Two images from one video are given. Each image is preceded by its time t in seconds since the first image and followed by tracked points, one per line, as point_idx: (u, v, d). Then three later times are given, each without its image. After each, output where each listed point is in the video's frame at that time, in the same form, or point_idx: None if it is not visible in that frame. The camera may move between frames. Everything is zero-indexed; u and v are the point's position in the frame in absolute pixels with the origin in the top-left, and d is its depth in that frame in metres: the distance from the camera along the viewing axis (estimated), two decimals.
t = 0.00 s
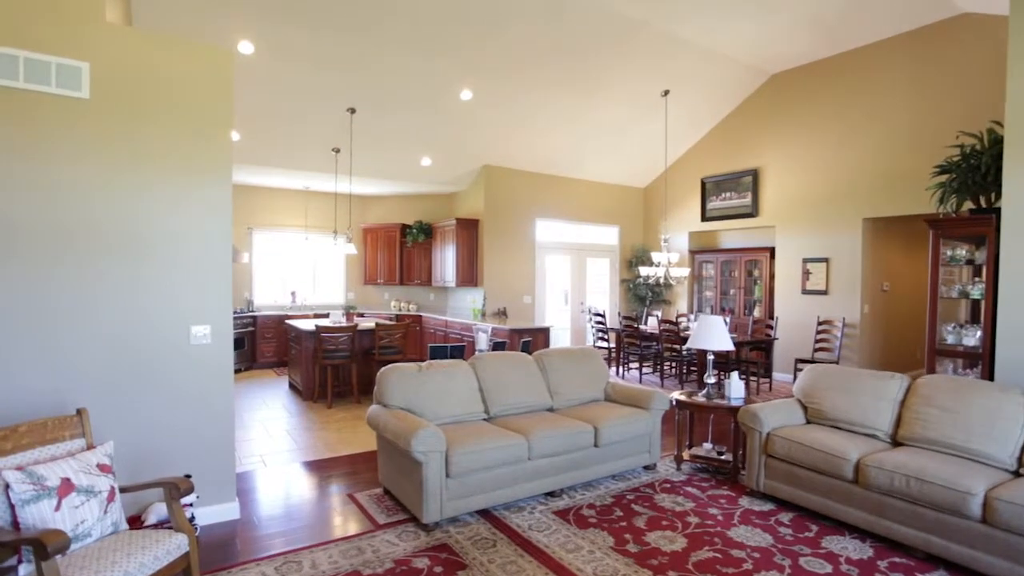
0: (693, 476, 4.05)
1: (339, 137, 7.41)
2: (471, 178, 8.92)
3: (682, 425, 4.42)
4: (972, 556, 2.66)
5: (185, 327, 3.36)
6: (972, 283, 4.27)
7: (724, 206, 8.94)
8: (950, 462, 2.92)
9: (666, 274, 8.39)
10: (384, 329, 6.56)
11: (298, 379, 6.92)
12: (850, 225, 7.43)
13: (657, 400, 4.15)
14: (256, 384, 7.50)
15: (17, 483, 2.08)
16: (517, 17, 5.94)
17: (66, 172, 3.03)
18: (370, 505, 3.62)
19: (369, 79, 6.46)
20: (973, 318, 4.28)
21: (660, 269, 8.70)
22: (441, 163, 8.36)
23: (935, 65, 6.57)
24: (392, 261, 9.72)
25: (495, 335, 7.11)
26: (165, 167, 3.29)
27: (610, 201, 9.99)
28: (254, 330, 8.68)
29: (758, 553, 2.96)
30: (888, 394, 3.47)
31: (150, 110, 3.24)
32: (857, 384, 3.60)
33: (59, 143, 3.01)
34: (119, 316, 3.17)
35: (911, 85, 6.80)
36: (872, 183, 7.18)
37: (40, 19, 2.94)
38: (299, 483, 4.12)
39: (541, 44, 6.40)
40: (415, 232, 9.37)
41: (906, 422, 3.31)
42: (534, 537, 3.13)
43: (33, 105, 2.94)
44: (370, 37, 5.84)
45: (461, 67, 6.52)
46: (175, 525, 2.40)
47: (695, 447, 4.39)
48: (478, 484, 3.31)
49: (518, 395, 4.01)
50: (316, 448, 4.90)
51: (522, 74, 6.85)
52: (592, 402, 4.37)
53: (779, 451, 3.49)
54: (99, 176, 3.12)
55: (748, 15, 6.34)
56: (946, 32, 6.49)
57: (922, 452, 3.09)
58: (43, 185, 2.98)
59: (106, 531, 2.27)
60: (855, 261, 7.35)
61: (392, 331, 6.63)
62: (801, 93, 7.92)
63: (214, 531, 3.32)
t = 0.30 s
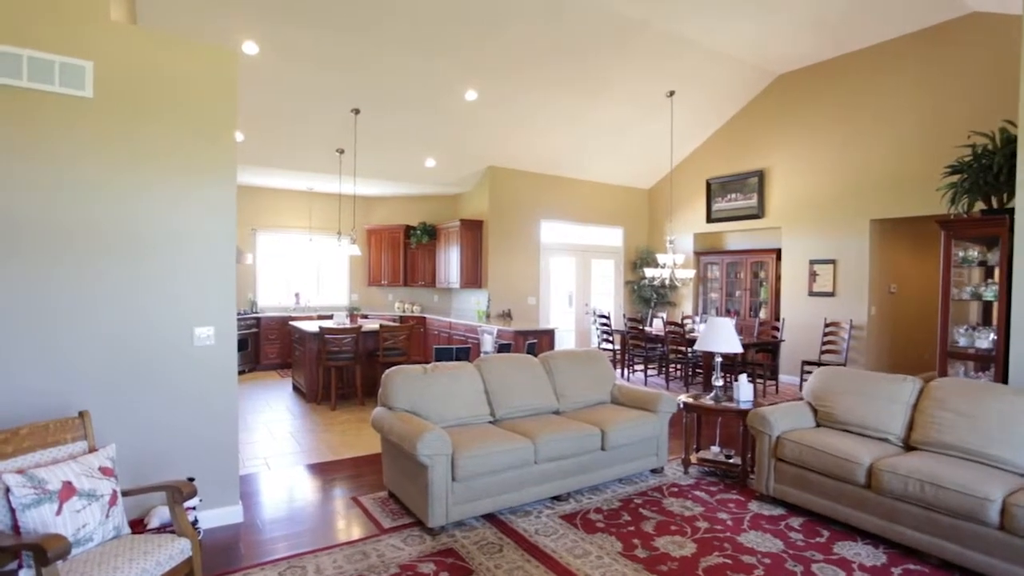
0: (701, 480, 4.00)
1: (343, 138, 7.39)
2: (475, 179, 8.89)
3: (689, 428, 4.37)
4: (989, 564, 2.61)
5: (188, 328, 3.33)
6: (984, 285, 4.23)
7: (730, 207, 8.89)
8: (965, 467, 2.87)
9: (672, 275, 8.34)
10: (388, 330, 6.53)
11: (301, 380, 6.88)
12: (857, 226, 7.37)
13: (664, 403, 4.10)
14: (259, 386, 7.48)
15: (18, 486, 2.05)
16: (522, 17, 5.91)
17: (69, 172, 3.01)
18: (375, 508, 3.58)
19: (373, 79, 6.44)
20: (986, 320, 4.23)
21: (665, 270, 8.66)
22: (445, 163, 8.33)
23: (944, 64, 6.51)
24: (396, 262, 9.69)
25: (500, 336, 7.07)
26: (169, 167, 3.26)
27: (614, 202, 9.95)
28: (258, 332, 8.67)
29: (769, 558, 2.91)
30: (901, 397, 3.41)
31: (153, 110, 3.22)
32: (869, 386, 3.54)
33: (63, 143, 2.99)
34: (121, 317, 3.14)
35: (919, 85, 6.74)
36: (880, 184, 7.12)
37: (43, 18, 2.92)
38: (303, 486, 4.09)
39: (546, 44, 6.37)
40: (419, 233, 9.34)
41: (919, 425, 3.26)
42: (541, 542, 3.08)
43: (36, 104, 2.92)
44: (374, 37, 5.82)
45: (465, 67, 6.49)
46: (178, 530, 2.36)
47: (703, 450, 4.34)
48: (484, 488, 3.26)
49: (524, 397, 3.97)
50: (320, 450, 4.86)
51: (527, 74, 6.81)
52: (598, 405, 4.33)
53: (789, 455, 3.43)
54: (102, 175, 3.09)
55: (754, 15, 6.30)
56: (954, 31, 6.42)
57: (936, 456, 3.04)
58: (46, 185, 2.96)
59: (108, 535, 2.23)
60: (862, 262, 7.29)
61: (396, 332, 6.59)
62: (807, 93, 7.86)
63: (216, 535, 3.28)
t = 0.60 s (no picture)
0: (709, 484, 3.93)
1: (347, 137, 7.35)
2: (480, 179, 8.84)
3: (698, 431, 4.30)
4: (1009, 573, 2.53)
5: (190, 328, 3.28)
6: (1001, 286, 4.16)
7: (736, 208, 8.81)
8: (983, 473, 2.79)
9: (678, 276, 8.26)
10: (392, 331, 6.48)
11: (305, 381, 6.85)
12: (866, 227, 7.28)
13: (672, 406, 4.03)
14: (263, 386, 7.46)
15: (13, 490, 2.00)
16: (528, 16, 5.85)
17: (69, 170, 2.97)
18: (378, 512, 3.53)
19: (377, 78, 6.39)
20: (1001, 322, 4.16)
21: (671, 271, 8.59)
22: (449, 163, 8.29)
23: (955, 63, 6.43)
24: (400, 262, 9.64)
25: (505, 338, 7.01)
26: (171, 165, 3.22)
27: (620, 202, 9.89)
28: (262, 332, 8.64)
29: (780, 566, 2.84)
30: (915, 401, 3.34)
31: (155, 108, 3.17)
32: (882, 390, 3.47)
33: (63, 141, 2.95)
34: (122, 317, 3.10)
35: (929, 83, 6.65)
36: (890, 184, 7.04)
37: (43, 14, 2.88)
38: (306, 489, 4.04)
39: (551, 43, 6.31)
40: (423, 234, 9.30)
41: (935, 430, 3.19)
42: (547, 548, 3.02)
43: (36, 101, 2.88)
44: (379, 35, 5.77)
45: (471, 66, 6.44)
46: (177, 535, 2.31)
47: (711, 454, 4.27)
48: (489, 492, 3.21)
49: (529, 399, 3.92)
50: (323, 452, 4.82)
51: (533, 74, 6.76)
52: (605, 407, 4.27)
53: (800, 460, 3.36)
54: (103, 174, 3.05)
55: (763, 13, 6.23)
56: (966, 28, 6.33)
57: (952, 463, 2.97)
58: (46, 183, 2.92)
59: (106, 540, 2.18)
60: (871, 263, 7.20)
61: (400, 333, 6.54)
62: (815, 92, 7.77)
63: (218, 538, 3.23)
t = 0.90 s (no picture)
0: (724, 491, 3.82)
1: (355, 136, 7.29)
2: (488, 179, 8.76)
3: (712, 436, 4.19)
4: None
5: (194, 329, 3.22)
6: None
7: (749, 208, 8.68)
8: (1015, 485, 2.67)
9: (689, 277, 8.14)
10: (400, 331, 6.41)
11: (311, 382, 6.79)
12: (882, 227, 7.13)
13: (686, 410, 3.93)
14: (270, 386, 7.42)
15: (6, 497, 1.93)
16: (539, 13, 5.75)
17: (71, 167, 2.91)
18: (384, 518, 3.45)
19: (386, 77, 6.33)
20: None
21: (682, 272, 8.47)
22: (458, 162, 8.21)
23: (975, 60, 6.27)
24: (408, 262, 9.57)
25: (514, 339, 6.92)
26: (174, 163, 3.15)
27: (630, 202, 9.77)
28: (269, 331, 8.59)
29: None
30: (940, 408, 3.21)
31: (158, 104, 3.11)
32: (905, 395, 3.34)
33: (64, 137, 2.89)
34: (125, 318, 3.04)
35: (949, 81, 6.49)
36: (908, 183, 6.88)
37: (44, 7, 2.81)
38: (311, 492, 3.97)
39: (562, 40, 6.22)
40: (431, 233, 9.23)
41: (961, 438, 3.06)
42: (558, 557, 2.93)
43: (36, 97, 2.82)
44: (387, 32, 5.69)
45: (480, 64, 6.35)
46: (176, 543, 2.23)
47: (725, 459, 4.15)
48: (497, 498, 3.12)
49: (539, 403, 3.82)
50: (329, 454, 4.74)
51: (543, 71, 6.66)
52: (616, 411, 4.17)
53: (820, 467, 3.24)
54: (105, 171, 2.98)
55: (778, 9, 6.10)
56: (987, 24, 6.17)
57: (981, 473, 2.84)
58: (47, 180, 2.86)
59: (103, 548, 2.11)
60: (888, 265, 7.05)
61: (407, 334, 6.47)
62: (830, 90, 7.63)
63: (220, 543, 3.16)
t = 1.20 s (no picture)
0: (743, 500, 3.68)
1: (365, 133, 7.20)
2: (499, 177, 8.65)
3: (730, 441, 4.04)
4: None
5: (197, 330, 3.13)
6: None
7: (765, 206, 8.50)
8: None
9: (704, 277, 7.97)
10: (409, 332, 6.31)
11: (320, 382, 6.72)
12: (905, 226, 6.93)
13: (704, 416, 3.79)
14: (279, 386, 7.37)
15: None
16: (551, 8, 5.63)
17: (71, 162, 2.82)
18: (391, 525, 3.35)
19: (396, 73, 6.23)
20: None
21: (696, 272, 8.32)
22: (468, 160, 8.10)
23: (1003, 53, 6.05)
24: (418, 261, 9.48)
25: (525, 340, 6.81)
26: (176, 158, 3.06)
27: (643, 201, 9.63)
28: (278, 331, 8.54)
29: None
30: (975, 416, 3.05)
31: (160, 97, 3.01)
32: (936, 402, 3.19)
33: (64, 132, 2.81)
34: (126, 319, 2.96)
35: (975, 75, 6.27)
36: (931, 181, 6.68)
37: None
38: (318, 497, 3.87)
39: (576, 35, 6.08)
40: (441, 232, 9.13)
41: (998, 448, 2.91)
42: (572, 569, 2.81)
43: (35, 90, 2.74)
44: (397, 28, 5.59)
45: (491, 60, 6.23)
46: (174, 554, 2.14)
47: (744, 466, 4.01)
48: (509, 507, 3.00)
49: (552, 406, 3.71)
50: (336, 457, 4.65)
51: (555, 67, 6.53)
52: (632, 416, 4.04)
53: (847, 477, 3.10)
54: (106, 167, 2.90)
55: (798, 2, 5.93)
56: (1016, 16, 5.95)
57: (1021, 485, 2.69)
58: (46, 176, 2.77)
59: (98, 559, 2.01)
60: (910, 265, 6.86)
61: (417, 334, 6.38)
62: (849, 87, 7.44)
63: (224, 551, 3.07)
